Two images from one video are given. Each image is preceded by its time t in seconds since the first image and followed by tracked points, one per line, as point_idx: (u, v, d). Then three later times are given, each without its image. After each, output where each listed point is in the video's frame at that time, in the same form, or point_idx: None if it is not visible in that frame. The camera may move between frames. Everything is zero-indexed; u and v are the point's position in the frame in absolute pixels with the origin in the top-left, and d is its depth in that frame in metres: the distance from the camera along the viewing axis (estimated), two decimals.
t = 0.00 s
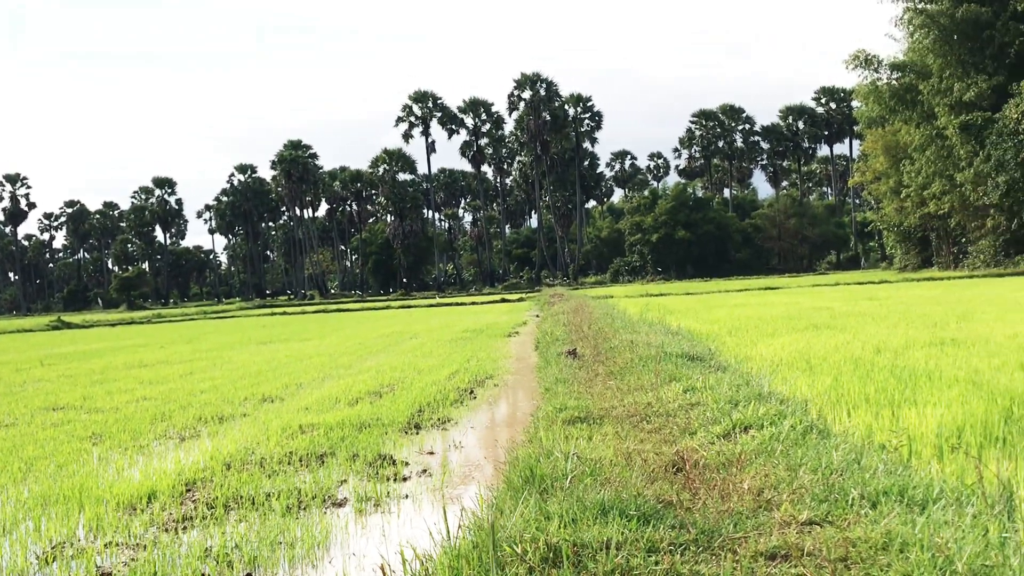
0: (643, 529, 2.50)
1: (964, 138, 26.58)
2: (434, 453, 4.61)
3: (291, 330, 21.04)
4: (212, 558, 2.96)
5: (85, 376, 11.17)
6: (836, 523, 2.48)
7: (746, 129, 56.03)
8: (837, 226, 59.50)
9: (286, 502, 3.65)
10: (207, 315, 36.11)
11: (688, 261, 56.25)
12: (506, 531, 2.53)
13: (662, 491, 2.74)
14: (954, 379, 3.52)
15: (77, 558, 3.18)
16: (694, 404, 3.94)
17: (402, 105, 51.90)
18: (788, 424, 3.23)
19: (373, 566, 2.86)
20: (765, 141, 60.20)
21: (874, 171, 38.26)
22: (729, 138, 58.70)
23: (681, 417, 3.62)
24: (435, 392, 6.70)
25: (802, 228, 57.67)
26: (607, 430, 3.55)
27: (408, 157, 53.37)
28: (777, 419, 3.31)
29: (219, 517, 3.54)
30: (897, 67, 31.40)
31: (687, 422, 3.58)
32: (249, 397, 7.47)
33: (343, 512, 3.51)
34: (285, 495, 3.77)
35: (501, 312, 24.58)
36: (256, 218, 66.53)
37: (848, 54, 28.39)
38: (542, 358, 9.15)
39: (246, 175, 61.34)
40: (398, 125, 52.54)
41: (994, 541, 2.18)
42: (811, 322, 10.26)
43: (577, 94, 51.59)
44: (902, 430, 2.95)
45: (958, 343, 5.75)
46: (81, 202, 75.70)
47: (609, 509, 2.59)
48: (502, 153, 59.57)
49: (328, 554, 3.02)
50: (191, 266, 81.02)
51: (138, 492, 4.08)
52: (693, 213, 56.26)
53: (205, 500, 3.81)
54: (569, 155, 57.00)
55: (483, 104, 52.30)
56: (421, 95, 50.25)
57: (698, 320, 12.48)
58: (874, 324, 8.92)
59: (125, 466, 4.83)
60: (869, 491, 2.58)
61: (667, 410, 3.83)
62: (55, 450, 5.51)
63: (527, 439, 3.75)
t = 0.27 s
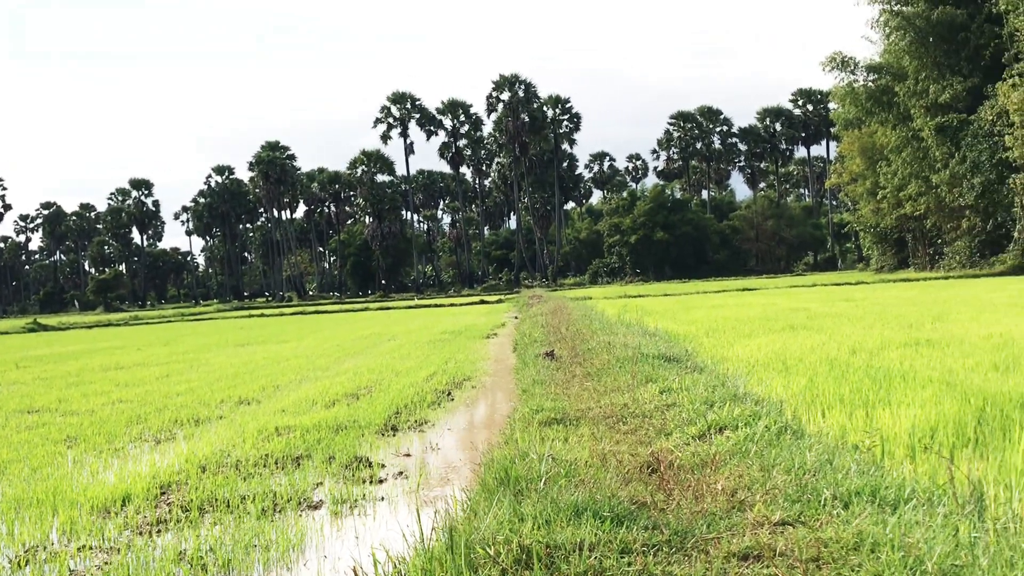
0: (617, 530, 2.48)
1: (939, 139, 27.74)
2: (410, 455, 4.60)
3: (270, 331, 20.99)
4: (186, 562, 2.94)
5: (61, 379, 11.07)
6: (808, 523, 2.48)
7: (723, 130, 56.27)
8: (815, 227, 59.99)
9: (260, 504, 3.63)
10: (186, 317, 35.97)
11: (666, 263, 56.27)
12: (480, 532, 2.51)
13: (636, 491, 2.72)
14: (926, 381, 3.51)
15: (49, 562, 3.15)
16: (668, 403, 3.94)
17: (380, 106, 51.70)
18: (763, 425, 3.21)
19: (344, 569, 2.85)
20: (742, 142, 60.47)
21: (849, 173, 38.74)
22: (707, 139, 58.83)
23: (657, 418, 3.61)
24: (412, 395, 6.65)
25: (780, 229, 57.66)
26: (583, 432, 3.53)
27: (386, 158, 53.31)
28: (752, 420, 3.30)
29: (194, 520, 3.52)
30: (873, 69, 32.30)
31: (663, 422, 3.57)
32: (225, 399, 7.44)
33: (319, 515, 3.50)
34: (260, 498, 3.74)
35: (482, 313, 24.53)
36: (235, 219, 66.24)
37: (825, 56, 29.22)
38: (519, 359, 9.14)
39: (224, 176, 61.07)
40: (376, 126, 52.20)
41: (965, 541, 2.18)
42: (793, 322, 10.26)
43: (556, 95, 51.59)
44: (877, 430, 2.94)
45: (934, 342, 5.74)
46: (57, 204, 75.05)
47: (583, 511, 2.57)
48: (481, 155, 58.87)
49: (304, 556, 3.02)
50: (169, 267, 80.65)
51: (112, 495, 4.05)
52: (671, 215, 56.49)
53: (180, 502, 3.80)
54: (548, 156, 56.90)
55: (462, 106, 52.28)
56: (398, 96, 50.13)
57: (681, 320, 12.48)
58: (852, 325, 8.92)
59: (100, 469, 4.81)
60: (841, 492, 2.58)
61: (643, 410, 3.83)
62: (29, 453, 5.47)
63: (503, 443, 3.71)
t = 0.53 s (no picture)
0: (589, 533, 2.47)
1: (914, 141, 28.05)
2: (387, 457, 4.28)
3: (248, 333, 20.83)
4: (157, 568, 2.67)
5: (35, 383, 10.90)
6: (780, 525, 2.48)
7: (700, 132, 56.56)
8: (790, 229, 60.59)
9: (235, 507, 3.34)
10: (162, 319, 35.61)
11: (644, 264, 56.00)
12: (453, 537, 2.47)
13: (608, 495, 2.70)
14: (898, 381, 3.51)
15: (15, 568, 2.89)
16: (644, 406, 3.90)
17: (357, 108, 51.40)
18: (736, 426, 3.19)
19: None
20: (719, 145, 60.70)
21: (825, 175, 39.05)
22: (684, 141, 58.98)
23: (631, 420, 3.60)
24: (389, 396, 6.30)
25: (756, 231, 58.59)
26: (557, 435, 3.50)
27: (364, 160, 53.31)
28: (725, 423, 3.29)
29: (168, 524, 3.23)
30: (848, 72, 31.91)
31: (636, 425, 3.55)
32: (201, 402, 7.12)
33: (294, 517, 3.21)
34: (236, 501, 3.44)
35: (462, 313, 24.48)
36: (212, 221, 65.60)
37: (801, 59, 29.72)
38: (495, 362, 8.87)
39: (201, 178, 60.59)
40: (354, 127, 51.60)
41: (934, 541, 2.19)
42: (774, 321, 10.25)
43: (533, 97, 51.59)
44: (850, 432, 2.93)
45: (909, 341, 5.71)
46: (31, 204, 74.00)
47: (556, 514, 2.55)
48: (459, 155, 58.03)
49: (280, 561, 2.75)
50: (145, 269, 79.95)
51: (83, 500, 3.75)
52: (649, 216, 56.24)
53: (153, 506, 3.52)
54: (525, 158, 56.86)
55: (440, 107, 52.12)
56: (376, 97, 49.96)
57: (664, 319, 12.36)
58: (828, 323, 8.89)
59: (73, 473, 4.59)
60: (813, 494, 2.58)
61: (618, 412, 3.82)
62: None
63: (476, 445, 3.68)
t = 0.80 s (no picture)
0: (562, 537, 2.45)
1: (889, 144, 28.46)
2: (361, 460, 3.75)
3: (225, 336, 20.47)
4: None
5: (7, 387, 10.57)
6: (750, 530, 2.48)
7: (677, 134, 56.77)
8: (767, 230, 60.99)
9: (208, 513, 2.93)
10: (137, 322, 35.10)
11: (621, 266, 55.94)
12: (427, 542, 2.44)
13: (581, 499, 2.71)
14: (870, 384, 3.54)
15: None
16: (619, 410, 3.86)
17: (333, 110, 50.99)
18: (711, 430, 3.22)
19: None
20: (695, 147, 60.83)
21: (801, 177, 39.53)
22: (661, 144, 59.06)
23: (606, 424, 3.61)
24: (363, 400, 5.62)
25: (733, 233, 58.04)
26: (532, 439, 3.47)
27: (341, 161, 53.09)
28: (701, 426, 3.32)
29: (141, 531, 2.82)
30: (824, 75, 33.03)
31: (610, 429, 3.54)
32: (176, 405, 6.46)
33: (268, 525, 2.82)
34: (210, 505, 3.01)
35: (439, 315, 24.24)
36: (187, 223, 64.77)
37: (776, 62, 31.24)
38: (470, 364, 8.27)
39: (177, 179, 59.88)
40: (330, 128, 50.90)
41: (905, 543, 2.21)
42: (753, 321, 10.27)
43: (510, 99, 51.56)
44: (821, 437, 2.97)
45: (885, 341, 5.71)
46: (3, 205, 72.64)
47: (528, 519, 2.55)
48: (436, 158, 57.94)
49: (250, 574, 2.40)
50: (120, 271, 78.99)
51: (52, 505, 3.26)
52: (626, 218, 56.29)
53: (126, 510, 3.06)
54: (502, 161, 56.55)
55: (417, 109, 51.99)
56: (353, 99, 49.59)
57: (644, 320, 12.26)
58: (807, 323, 8.87)
59: (44, 478, 4.02)
60: (784, 497, 2.59)
61: (592, 416, 3.79)
62: None
63: (449, 449, 3.67)
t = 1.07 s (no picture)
0: (532, 542, 2.46)
1: (863, 147, 28.48)
2: (334, 465, 3.72)
3: (201, 339, 20.25)
4: None
5: None
6: (719, 533, 2.49)
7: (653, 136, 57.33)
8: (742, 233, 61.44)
9: (180, 517, 2.93)
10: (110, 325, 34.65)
11: (598, 268, 55.75)
12: (397, 547, 2.45)
13: (552, 503, 2.72)
14: (839, 388, 3.58)
15: None
16: (592, 413, 3.86)
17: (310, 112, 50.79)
18: (683, 433, 3.25)
19: None
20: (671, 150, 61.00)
21: (776, 180, 39.91)
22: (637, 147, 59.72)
23: (580, 427, 3.62)
24: (338, 403, 5.60)
25: (708, 235, 58.79)
26: (506, 441, 3.48)
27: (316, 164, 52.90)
28: (674, 429, 3.34)
29: (113, 535, 2.83)
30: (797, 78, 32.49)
31: (584, 433, 3.55)
32: (149, 408, 6.40)
33: (240, 529, 2.82)
34: (183, 510, 3.01)
35: (415, 318, 24.18)
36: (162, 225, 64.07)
37: (750, 65, 31.16)
38: (445, 367, 8.23)
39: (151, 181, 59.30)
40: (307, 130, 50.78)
41: (873, 548, 2.22)
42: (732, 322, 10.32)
43: (487, 101, 51.64)
44: (792, 440, 3.01)
45: (860, 343, 5.74)
46: None
47: (500, 524, 2.55)
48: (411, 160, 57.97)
49: None
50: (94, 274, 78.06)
51: (19, 510, 3.23)
52: (603, 220, 56.00)
53: (97, 515, 3.04)
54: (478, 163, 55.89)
55: (392, 111, 51.92)
56: (330, 100, 49.41)
57: (623, 322, 12.26)
58: (783, 326, 8.91)
59: (15, 483, 3.97)
60: (754, 502, 2.61)
61: (567, 419, 3.80)
62: None
63: (421, 453, 3.67)
